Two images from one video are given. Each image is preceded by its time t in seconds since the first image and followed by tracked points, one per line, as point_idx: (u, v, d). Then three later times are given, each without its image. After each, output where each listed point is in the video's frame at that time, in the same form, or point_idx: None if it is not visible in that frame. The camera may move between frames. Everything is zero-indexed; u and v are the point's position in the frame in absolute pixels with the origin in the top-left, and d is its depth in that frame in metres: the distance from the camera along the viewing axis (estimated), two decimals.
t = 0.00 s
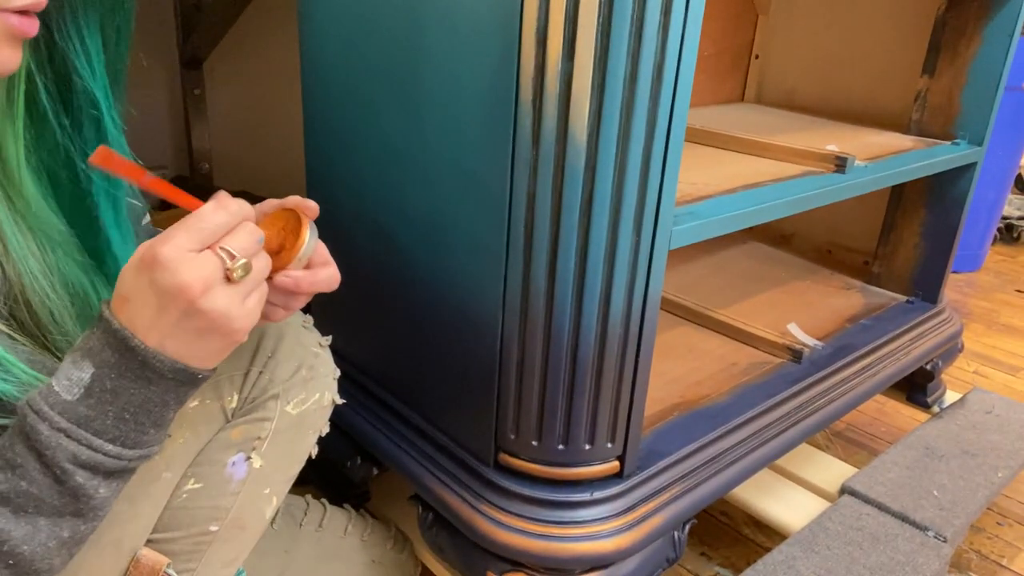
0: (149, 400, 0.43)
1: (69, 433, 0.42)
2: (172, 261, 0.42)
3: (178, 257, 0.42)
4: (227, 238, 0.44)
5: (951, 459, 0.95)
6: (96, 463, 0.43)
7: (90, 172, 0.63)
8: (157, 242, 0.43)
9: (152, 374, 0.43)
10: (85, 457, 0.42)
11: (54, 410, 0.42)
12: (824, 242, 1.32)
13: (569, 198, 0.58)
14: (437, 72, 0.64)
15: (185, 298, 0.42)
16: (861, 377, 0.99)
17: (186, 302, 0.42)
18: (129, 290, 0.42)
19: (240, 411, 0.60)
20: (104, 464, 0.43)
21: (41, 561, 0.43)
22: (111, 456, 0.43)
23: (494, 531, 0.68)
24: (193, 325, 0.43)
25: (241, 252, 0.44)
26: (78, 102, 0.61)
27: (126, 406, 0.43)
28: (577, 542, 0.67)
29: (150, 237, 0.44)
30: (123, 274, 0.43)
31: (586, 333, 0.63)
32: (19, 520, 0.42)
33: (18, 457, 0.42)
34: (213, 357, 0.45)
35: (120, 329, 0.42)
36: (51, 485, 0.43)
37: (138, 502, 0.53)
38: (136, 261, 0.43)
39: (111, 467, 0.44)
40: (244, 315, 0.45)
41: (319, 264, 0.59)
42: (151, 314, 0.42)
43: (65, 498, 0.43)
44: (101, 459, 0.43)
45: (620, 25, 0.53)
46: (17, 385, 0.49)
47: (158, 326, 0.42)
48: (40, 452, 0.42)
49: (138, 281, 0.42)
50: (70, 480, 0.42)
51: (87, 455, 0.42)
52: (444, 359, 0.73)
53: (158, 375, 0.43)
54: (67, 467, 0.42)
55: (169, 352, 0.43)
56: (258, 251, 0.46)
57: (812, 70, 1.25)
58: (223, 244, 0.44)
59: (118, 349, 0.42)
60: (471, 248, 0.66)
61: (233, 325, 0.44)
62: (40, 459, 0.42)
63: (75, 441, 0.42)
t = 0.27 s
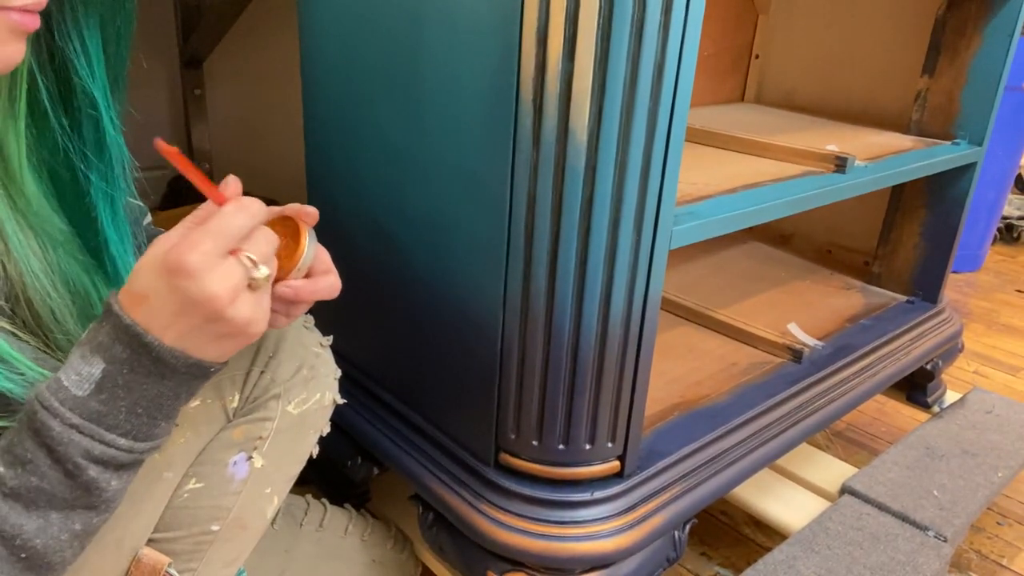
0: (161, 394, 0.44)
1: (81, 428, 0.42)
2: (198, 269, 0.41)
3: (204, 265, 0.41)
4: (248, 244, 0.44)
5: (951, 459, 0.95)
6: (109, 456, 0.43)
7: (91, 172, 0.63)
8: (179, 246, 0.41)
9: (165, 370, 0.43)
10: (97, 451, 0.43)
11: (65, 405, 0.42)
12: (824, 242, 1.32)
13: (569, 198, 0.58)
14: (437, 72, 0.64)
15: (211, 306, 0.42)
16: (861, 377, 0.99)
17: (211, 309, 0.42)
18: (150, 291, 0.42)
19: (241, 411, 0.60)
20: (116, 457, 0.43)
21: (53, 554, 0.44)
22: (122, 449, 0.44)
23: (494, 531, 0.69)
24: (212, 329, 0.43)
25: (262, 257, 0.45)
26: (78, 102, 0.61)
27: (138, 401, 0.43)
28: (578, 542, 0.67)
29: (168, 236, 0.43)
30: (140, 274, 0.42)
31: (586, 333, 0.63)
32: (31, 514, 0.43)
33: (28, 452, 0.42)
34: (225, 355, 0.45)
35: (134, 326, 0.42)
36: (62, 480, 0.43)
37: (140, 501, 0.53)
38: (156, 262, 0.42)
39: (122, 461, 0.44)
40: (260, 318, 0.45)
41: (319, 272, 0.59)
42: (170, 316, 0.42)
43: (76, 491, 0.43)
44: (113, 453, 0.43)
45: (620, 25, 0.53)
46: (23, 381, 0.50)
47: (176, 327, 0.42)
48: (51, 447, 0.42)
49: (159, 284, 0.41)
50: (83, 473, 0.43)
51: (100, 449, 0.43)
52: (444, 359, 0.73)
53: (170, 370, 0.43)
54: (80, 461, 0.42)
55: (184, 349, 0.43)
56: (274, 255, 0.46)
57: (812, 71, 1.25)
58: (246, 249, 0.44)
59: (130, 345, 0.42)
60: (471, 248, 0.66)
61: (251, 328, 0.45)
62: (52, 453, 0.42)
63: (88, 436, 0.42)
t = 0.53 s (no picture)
0: (165, 387, 0.43)
1: (85, 421, 0.42)
2: (199, 252, 0.42)
3: (204, 248, 0.43)
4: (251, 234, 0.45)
5: (951, 458, 0.95)
6: (115, 450, 0.43)
7: (90, 170, 0.63)
8: (183, 232, 0.43)
9: (169, 362, 0.43)
10: (102, 445, 0.42)
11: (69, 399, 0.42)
12: (824, 242, 1.32)
13: (569, 198, 0.58)
14: (437, 72, 0.64)
15: (211, 289, 0.42)
16: (861, 377, 0.99)
17: (211, 293, 0.42)
18: (152, 279, 0.42)
19: (240, 412, 0.60)
20: (122, 451, 0.43)
21: (58, 549, 0.43)
22: (127, 443, 0.43)
23: (494, 531, 0.69)
24: (214, 318, 0.43)
25: (264, 248, 0.45)
26: (75, 101, 0.61)
27: (142, 393, 0.43)
28: (578, 542, 0.67)
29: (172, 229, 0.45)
30: (145, 264, 0.43)
31: (586, 333, 0.63)
32: (35, 509, 0.42)
33: (34, 445, 0.42)
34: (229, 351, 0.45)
35: (138, 318, 0.42)
36: (68, 473, 0.43)
37: (139, 501, 0.53)
38: (160, 250, 0.43)
39: (127, 454, 0.44)
40: (263, 310, 0.45)
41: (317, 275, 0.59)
42: (173, 305, 0.42)
43: (82, 485, 0.43)
44: (119, 446, 0.43)
45: (620, 26, 0.53)
46: (23, 381, 0.49)
47: (179, 318, 0.42)
48: (56, 440, 0.42)
49: (161, 270, 0.42)
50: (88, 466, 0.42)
51: (104, 442, 0.42)
52: (443, 359, 0.73)
53: (174, 363, 0.43)
54: (85, 454, 0.42)
55: (187, 344, 0.43)
56: (275, 250, 0.47)
57: (812, 71, 1.25)
58: (248, 238, 0.45)
59: (134, 337, 0.42)
60: (471, 247, 0.66)
61: (253, 320, 0.45)
62: (57, 446, 0.42)
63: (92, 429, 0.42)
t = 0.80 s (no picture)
0: (161, 403, 0.43)
1: (82, 435, 0.42)
2: (193, 265, 0.42)
3: (198, 261, 0.42)
4: (249, 246, 0.45)
5: (951, 459, 0.95)
6: (111, 466, 0.43)
7: (92, 170, 0.63)
8: (178, 244, 0.43)
9: (166, 379, 0.43)
10: (98, 461, 0.42)
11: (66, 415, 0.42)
12: (824, 242, 1.32)
13: (569, 198, 0.58)
14: (437, 71, 0.64)
15: (205, 302, 0.42)
16: (861, 377, 0.99)
17: (205, 307, 0.42)
18: (148, 291, 0.42)
19: (240, 412, 0.60)
20: (117, 468, 0.43)
21: (51, 563, 0.43)
22: (123, 458, 0.43)
23: (494, 531, 0.69)
24: (209, 330, 0.43)
25: (262, 260, 0.45)
26: (77, 101, 0.61)
27: (139, 409, 0.43)
28: (578, 542, 0.67)
29: (169, 238, 0.44)
30: (140, 275, 0.43)
31: (586, 333, 0.63)
32: (29, 522, 0.43)
33: (30, 459, 0.42)
34: (225, 363, 0.45)
35: (137, 333, 0.42)
36: (63, 488, 0.43)
37: (140, 501, 0.53)
38: (155, 261, 0.43)
39: (122, 470, 0.44)
40: (260, 322, 0.45)
41: (318, 278, 0.59)
42: (168, 317, 0.42)
43: (76, 500, 0.43)
44: (114, 463, 0.43)
45: (620, 26, 0.53)
46: (26, 384, 0.49)
47: (174, 329, 0.42)
48: (52, 454, 0.42)
49: (157, 282, 0.42)
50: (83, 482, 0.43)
51: (100, 459, 0.42)
52: (443, 359, 0.73)
53: (171, 379, 0.43)
54: (81, 470, 0.42)
55: (184, 357, 0.43)
56: (277, 262, 0.46)
57: (812, 70, 1.25)
58: (246, 250, 0.44)
59: (132, 352, 0.42)
60: (471, 247, 0.66)
61: (249, 333, 0.44)
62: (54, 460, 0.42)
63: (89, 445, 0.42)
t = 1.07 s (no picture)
0: (165, 401, 0.43)
1: (85, 433, 0.42)
2: (206, 274, 0.42)
3: (211, 269, 0.42)
4: (259, 254, 0.45)
5: (951, 459, 0.95)
6: (114, 464, 0.43)
7: (93, 169, 0.63)
8: (191, 250, 0.42)
9: (171, 376, 0.43)
10: (101, 459, 0.42)
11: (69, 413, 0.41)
12: (824, 242, 1.32)
13: (569, 198, 0.58)
14: (437, 71, 0.64)
15: (215, 311, 0.42)
16: (861, 377, 0.99)
17: (216, 316, 0.42)
18: (156, 295, 0.41)
19: (242, 411, 0.60)
20: (119, 465, 0.43)
21: (56, 558, 0.43)
22: (126, 456, 0.43)
23: (494, 531, 0.69)
24: (216, 338, 0.43)
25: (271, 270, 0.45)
26: (77, 99, 0.61)
27: (143, 407, 0.43)
28: (578, 542, 0.67)
29: (179, 241, 0.44)
30: (147, 278, 0.42)
31: (586, 332, 0.63)
32: (33, 518, 0.43)
33: (32, 454, 0.42)
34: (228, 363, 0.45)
35: (143, 331, 0.42)
36: (66, 484, 0.43)
37: (143, 502, 0.53)
38: (164, 265, 0.42)
39: (126, 467, 0.44)
40: (266, 330, 0.45)
41: (318, 277, 0.58)
42: (176, 323, 0.42)
43: (79, 496, 0.43)
44: (117, 460, 0.43)
45: (620, 26, 0.53)
46: (30, 381, 0.50)
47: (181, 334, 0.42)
48: (56, 451, 0.42)
49: (166, 287, 0.41)
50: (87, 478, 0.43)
51: (104, 456, 0.42)
52: (444, 359, 0.73)
53: (176, 377, 0.43)
54: (84, 467, 0.42)
55: (190, 359, 0.43)
56: (282, 270, 0.46)
57: (812, 71, 1.25)
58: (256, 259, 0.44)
59: (137, 350, 0.42)
60: (471, 246, 0.66)
61: (255, 340, 0.45)
62: (57, 457, 0.42)
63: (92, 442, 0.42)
